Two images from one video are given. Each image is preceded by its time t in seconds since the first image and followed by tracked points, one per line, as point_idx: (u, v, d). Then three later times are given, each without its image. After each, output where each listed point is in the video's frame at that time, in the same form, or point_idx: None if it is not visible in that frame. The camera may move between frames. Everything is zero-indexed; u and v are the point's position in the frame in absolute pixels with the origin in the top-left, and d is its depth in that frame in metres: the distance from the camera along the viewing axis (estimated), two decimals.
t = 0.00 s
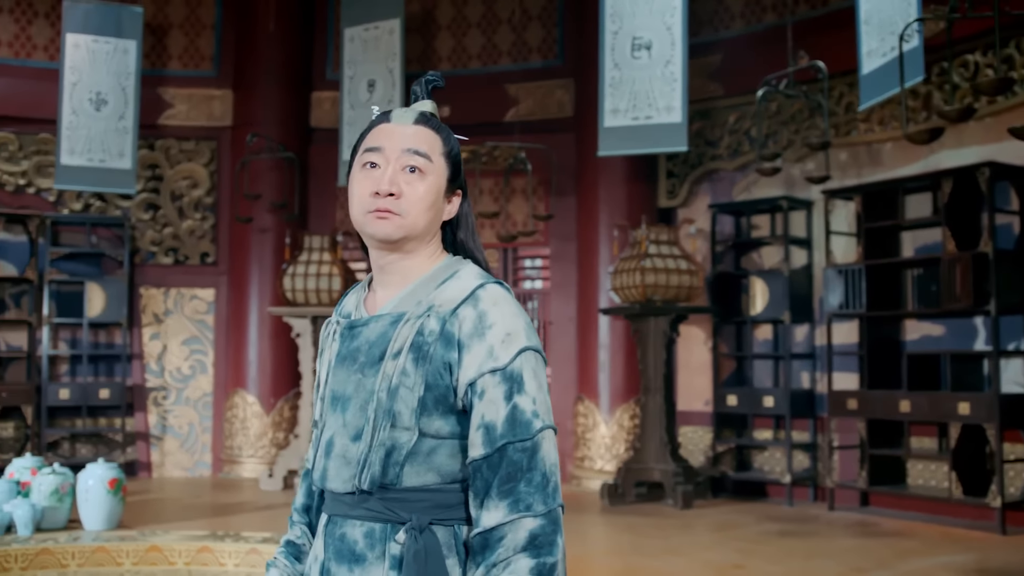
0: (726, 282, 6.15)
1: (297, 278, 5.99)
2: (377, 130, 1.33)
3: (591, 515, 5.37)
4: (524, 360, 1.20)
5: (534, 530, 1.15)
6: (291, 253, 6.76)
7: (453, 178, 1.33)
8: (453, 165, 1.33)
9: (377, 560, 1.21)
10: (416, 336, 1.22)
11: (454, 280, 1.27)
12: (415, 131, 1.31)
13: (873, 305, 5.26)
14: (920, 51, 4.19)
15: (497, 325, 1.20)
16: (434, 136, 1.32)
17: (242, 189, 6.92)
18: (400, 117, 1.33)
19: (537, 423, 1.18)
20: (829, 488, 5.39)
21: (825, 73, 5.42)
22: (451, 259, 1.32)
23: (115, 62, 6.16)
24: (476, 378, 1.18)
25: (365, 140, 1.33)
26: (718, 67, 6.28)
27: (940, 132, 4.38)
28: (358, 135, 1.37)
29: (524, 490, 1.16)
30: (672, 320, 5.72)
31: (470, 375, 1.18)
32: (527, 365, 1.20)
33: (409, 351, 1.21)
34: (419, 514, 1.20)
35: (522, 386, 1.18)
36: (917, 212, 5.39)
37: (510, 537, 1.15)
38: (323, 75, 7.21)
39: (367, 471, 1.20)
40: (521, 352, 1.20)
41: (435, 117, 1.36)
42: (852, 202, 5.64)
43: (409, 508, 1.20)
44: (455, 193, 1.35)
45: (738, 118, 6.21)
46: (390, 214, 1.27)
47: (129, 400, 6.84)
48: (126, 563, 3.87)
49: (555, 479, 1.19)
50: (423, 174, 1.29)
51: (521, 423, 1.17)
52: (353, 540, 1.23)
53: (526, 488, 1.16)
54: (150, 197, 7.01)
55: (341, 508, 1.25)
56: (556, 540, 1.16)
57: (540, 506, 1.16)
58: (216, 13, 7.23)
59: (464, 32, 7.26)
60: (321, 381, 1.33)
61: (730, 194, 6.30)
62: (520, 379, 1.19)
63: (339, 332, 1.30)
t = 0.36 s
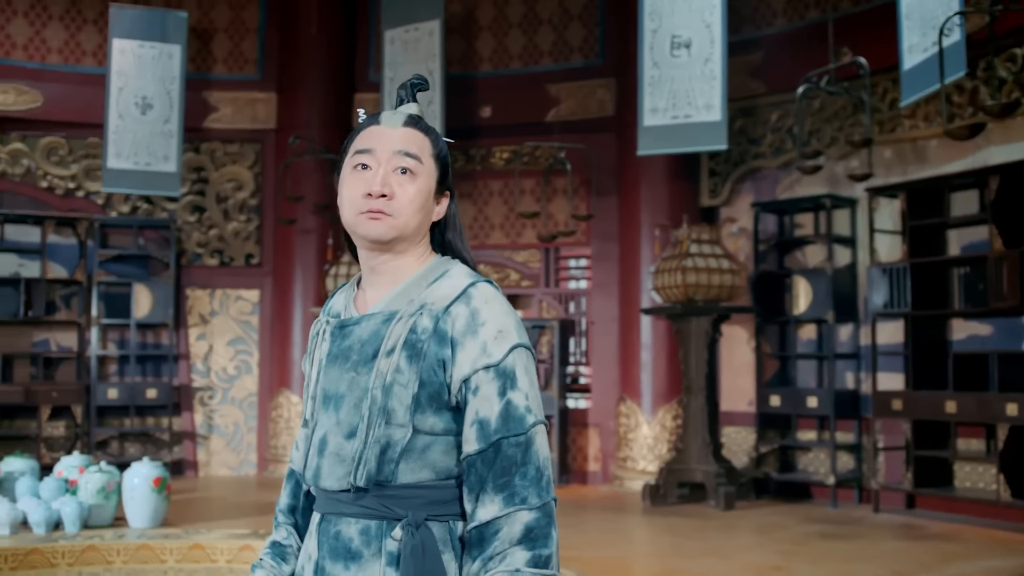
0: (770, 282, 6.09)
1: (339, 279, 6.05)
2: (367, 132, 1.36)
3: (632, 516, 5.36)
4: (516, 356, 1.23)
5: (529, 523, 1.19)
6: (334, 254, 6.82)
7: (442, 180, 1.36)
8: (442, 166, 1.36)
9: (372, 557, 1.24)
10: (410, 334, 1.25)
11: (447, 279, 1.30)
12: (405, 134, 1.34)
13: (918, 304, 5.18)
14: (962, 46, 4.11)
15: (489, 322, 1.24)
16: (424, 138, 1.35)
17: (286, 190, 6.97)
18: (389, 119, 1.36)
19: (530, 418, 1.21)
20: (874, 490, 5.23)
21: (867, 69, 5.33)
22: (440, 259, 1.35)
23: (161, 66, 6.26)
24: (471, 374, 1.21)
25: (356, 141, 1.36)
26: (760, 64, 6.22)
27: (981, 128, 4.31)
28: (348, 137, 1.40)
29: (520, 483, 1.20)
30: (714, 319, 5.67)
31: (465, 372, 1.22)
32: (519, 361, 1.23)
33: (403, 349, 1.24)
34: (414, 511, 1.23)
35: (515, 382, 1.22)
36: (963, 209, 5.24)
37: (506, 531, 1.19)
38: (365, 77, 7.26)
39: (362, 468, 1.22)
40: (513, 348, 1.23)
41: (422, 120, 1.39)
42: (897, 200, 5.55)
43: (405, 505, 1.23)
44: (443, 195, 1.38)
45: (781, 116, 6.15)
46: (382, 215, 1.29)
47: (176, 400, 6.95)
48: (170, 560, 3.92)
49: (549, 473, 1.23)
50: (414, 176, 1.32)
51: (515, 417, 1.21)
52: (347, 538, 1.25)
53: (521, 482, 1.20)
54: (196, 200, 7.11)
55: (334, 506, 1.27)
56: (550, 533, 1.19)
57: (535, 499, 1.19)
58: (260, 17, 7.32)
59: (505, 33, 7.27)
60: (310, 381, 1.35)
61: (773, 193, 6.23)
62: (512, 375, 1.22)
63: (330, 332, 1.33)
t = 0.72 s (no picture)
0: (817, 281, 6.01)
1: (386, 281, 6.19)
2: (362, 134, 1.31)
3: (676, 516, 5.35)
4: (513, 354, 1.20)
5: (529, 516, 1.16)
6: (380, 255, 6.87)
7: (435, 184, 1.32)
8: (436, 170, 1.32)
9: (374, 554, 1.19)
10: (407, 332, 1.22)
11: (441, 278, 1.27)
12: (400, 136, 1.29)
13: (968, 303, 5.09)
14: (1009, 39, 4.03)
15: (486, 320, 1.21)
16: (418, 142, 1.31)
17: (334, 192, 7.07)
18: (382, 122, 1.32)
19: (527, 414, 1.18)
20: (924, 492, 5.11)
21: (914, 63, 5.24)
22: (433, 260, 1.32)
23: (208, 70, 6.36)
24: (469, 371, 1.18)
25: (349, 143, 1.31)
26: (806, 61, 6.14)
27: None
28: (341, 138, 1.35)
29: (518, 478, 1.17)
30: (760, 319, 5.58)
31: (462, 369, 1.18)
32: (516, 357, 1.21)
33: (401, 348, 1.21)
34: (415, 506, 1.19)
35: (512, 378, 1.19)
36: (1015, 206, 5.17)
37: (506, 524, 1.16)
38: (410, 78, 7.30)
39: (362, 466, 1.18)
40: (510, 346, 1.20)
41: (415, 124, 1.34)
42: (947, 197, 5.45)
43: (405, 501, 1.19)
44: (436, 199, 1.34)
45: (828, 113, 6.07)
46: (379, 217, 1.25)
47: (225, 400, 7.06)
48: (216, 558, 3.98)
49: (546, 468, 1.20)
50: (409, 178, 1.28)
51: (512, 413, 1.18)
52: (348, 536, 1.20)
53: (520, 476, 1.17)
54: (244, 202, 7.21)
55: (333, 505, 1.22)
56: (550, 526, 1.17)
57: (534, 493, 1.17)
58: (307, 21, 7.42)
59: (549, 32, 7.27)
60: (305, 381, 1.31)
61: (820, 191, 6.14)
62: (510, 371, 1.19)
63: (325, 332, 1.29)
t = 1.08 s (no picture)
0: (866, 280, 5.93)
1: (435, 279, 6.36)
2: (361, 138, 1.30)
3: (723, 517, 5.30)
4: (514, 352, 1.20)
5: (534, 510, 1.15)
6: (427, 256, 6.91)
7: (434, 187, 1.31)
8: (435, 173, 1.31)
9: (381, 551, 1.17)
10: (410, 331, 1.21)
11: (442, 278, 1.27)
12: (400, 139, 1.28)
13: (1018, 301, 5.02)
14: None
15: (487, 319, 1.21)
16: (418, 144, 1.30)
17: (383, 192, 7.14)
18: (382, 125, 1.30)
19: (530, 410, 1.18)
20: (976, 494, 5.05)
21: (963, 57, 5.14)
22: (432, 261, 1.31)
23: (256, 73, 6.46)
24: (472, 370, 1.18)
25: (349, 146, 1.30)
26: (854, 57, 6.06)
27: None
28: (339, 143, 1.34)
29: (523, 472, 1.16)
30: (807, 318, 5.52)
31: (466, 367, 1.18)
32: (518, 355, 1.20)
33: (404, 347, 1.20)
34: (422, 503, 1.18)
35: (514, 376, 1.19)
36: None
37: (512, 518, 1.15)
38: (456, 80, 7.35)
39: (367, 463, 1.17)
40: (511, 344, 1.20)
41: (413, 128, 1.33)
42: (999, 193, 5.36)
43: (411, 498, 1.18)
44: (433, 203, 1.33)
45: (877, 110, 5.97)
46: (381, 219, 1.24)
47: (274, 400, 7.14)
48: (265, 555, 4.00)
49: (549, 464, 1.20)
50: (410, 181, 1.27)
51: (515, 410, 1.17)
52: (355, 534, 1.19)
53: (525, 471, 1.16)
54: (292, 203, 7.26)
55: (338, 504, 1.20)
56: (555, 520, 1.16)
57: (539, 487, 1.16)
58: (353, 24, 7.50)
59: (595, 32, 7.25)
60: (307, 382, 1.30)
61: (869, 188, 6.05)
62: (512, 369, 1.19)
63: (327, 333, 1.27)
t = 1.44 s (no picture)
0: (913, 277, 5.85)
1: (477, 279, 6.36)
2: (363, 140, 1.31)
3: (767, 518, 5.25)
4: (516, 351, 1.22)
5: (539, 505, 1.17)
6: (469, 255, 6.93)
7: (434, 189, 1.33)
8: (436, 176, 1.33)
9: (389, 548, 1.19)
10: (415, 331, 1.23)
11: (444, 279, 1.28)
12: (401, 141, 1.30)
13: None
14: None
15: (490, 318, 1.23)
16: (419, 147, 1.31)
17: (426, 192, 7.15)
18: (383, 128, 1.32)
19: (533, 408, 1.20)
20: None
21: (1012, 51, 5.04)
22: (432, 262, 1.32)
23: (300, 75, 6.54)
24: (476, 368, 1.20)
25: (350, 148, 1.31)
26: (900, 52, 5.97)
27: None
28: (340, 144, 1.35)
29: (528, 469, 1.18)
30: (853, 317, 5.45)
31: (471, 365, 1.20)
32: (519, 353, 1.22)
33: (409, 346, 1.22)
34: (429, 500, 1.19)
35: (517, 374, 1.21)
36: None
37: (518, 513, 1.17)
38: (499, 79, 7.37)
39: (374, 462, 1.18)
40: (513, 343, 1.22)
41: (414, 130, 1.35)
42: None
43: (418, 495, 1.19)
44: (433, 206, 1.34)
45: (923, 105, 5.88)
46: (384, 221, 1.25)
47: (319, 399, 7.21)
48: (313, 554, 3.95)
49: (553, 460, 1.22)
50: (412, 183, 1.28)
51: (519, 407, 1.19)
52: (362, 532, 1.20)
53: (530, 467, 1.18)
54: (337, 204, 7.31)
55: (345, 502, 1.21)
56: (560, 515, 1.18)
57: (544, 482, 1.18)
58: (397, 25, 7.55)
59: (637, 30, 7.22)
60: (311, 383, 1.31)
61: (917, 185, 5.95)
62: (515, 368, 1.21)
63: (330, 334, 1.28)
